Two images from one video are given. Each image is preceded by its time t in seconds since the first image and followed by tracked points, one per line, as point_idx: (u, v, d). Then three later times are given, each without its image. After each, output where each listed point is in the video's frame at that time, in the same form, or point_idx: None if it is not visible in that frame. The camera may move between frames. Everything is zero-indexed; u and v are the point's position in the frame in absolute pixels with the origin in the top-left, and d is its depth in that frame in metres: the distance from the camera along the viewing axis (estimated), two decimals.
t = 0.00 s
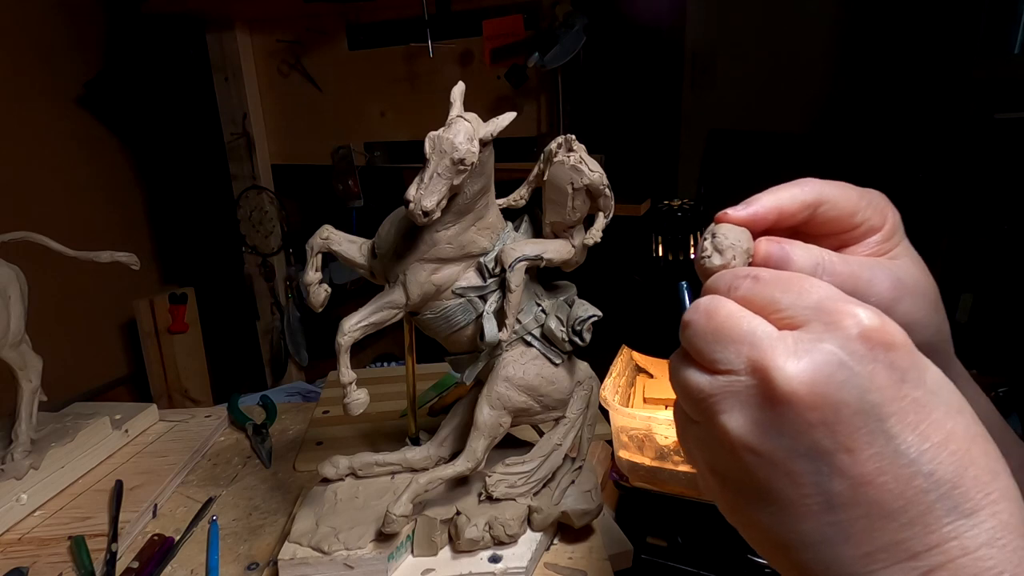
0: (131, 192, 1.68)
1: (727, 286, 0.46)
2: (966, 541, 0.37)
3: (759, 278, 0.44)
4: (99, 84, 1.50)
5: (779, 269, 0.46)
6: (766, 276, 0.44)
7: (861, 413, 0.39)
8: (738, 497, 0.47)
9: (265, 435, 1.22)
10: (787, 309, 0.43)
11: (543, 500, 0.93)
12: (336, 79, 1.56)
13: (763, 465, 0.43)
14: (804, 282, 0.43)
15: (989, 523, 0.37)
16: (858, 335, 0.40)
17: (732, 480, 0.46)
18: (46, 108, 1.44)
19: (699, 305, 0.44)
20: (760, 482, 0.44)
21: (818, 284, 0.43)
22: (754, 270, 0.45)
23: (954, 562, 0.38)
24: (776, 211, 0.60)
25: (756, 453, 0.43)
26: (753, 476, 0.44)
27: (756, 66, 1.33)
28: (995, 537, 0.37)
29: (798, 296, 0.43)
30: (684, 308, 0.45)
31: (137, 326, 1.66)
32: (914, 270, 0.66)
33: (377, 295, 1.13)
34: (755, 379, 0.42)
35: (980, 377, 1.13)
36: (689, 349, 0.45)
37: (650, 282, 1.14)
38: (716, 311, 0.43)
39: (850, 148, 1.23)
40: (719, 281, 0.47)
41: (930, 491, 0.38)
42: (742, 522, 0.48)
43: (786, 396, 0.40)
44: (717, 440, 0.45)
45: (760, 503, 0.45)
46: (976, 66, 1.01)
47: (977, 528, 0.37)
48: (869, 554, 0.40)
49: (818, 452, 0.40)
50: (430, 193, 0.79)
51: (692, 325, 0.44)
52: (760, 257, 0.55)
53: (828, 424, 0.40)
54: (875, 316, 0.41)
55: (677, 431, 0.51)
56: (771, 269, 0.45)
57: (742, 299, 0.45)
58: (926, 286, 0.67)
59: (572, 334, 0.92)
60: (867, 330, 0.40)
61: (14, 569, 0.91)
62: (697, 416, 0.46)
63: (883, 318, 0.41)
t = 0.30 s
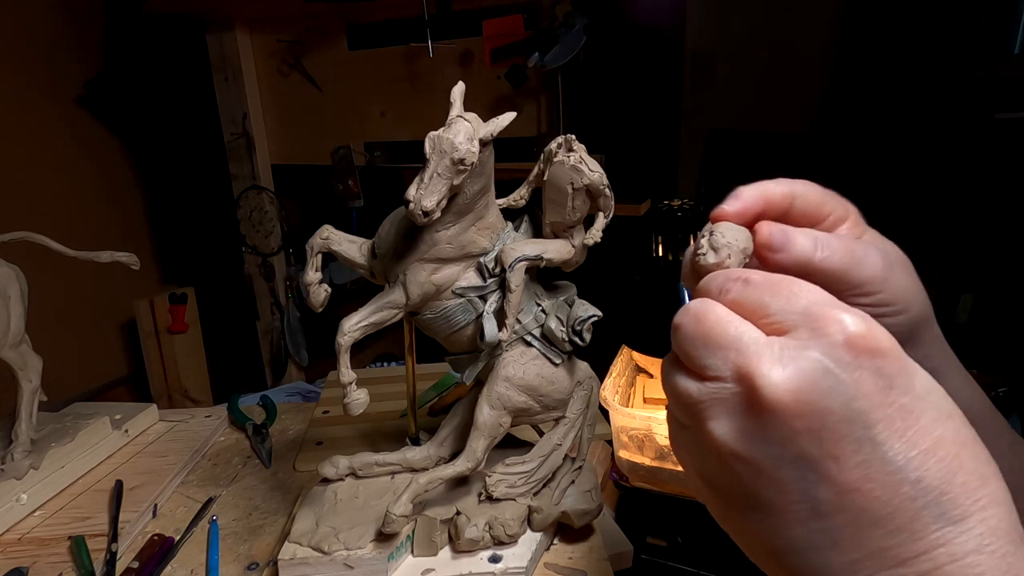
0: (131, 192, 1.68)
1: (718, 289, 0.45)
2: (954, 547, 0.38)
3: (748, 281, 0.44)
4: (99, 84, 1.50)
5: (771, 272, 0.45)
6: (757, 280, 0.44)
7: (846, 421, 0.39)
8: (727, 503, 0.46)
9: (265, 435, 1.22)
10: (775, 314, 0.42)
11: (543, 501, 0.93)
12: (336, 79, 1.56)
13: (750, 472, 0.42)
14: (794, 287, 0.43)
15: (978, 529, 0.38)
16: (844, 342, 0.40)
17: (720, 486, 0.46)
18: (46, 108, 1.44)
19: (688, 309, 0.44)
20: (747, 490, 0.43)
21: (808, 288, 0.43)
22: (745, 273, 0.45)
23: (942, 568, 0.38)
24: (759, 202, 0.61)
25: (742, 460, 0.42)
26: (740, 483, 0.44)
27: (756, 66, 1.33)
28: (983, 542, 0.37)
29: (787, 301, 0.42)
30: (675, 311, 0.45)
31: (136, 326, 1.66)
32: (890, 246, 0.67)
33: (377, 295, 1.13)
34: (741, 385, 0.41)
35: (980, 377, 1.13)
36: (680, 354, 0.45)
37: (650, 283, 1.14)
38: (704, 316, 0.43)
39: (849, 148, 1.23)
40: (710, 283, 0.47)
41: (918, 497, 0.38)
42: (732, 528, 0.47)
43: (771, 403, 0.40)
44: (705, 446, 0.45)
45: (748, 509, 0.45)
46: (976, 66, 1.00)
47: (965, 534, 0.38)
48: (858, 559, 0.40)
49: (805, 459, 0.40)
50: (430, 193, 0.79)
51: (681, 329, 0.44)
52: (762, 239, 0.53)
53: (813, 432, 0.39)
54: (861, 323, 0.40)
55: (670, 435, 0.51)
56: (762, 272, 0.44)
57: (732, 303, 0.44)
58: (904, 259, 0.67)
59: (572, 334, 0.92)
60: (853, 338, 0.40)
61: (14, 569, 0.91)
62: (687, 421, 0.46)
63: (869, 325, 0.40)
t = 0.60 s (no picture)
0: (131, 192, 1.68)
1: (721, 294, 0.45)
2: (950, 552, 0.38)
3: (752, 286, 0.44)
4: (99, 84, 1.50)
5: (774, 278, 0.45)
6: (761, 285, 0.44)
7: (852, 428, 0.38)
8: (728, 506, 0.46)
9: (265, 435, 1.22)
10: (780, 320, 0.42)
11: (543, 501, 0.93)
12: (336, 79, 1.56)
13: (754, 476, 0.42)
14: (798, 293, 0.43)
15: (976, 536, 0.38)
16: (850, 349, 0.40)
17: (722, 489, 0.46)
18: (46, 108, 1.44)
19: (693, 312, 0.44)
20: (751, 493, 0.43)
21: (812, 295, 0.43)
22: (748, 278, 0.45)
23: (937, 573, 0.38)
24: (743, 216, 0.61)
25: (746, 465, 0.42)
26: (743, 487, 0.43)
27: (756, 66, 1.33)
28: (978, 547, 0.38)
29: (792, 307, 0.42)
30: (678, 314, 0.45)
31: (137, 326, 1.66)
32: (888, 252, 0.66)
33: (377, 295, 1.13)
34: (747, 389, 0.41)
35: (981, 377, 1.13)
36: (684, 357, 0.45)
37: (650, 283, 1.14)
38: (709, 319, 0.43)
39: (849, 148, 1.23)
40: (713, 288, 0.46)
41: (917, 503, 0.38)
42: (732, 530, 0.47)
43: (777, 409, 0.40)
44: (708, 449, 0.45)
45: (750, 513, 0.44)
46: (976, 65, 1.00)
47: (962, 540, 0.38)
48: (856, 563, 0.41)
49: (808, 465, 0.40)
50: (430, 193, 0.79)
51: (686, 332, 0.44)
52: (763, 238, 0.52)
53: (819, 438, 0.39)
54: (867, 330, 0.40)
55: (669, 437, 0.51)
56: (766, 278, 0.44)
57: (736, 308, 0.44)
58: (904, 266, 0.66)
59: (572, 334, 0.92)
60: (859, 345, 0.40)
61: (14, 569, 0.91)
62: (689, 424, 0.46)
63: (875, 332, 0.40)
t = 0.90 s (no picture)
0: (131, 192, 1.68)
1: (719, 300, 0.45)
2: (945, 554, 0.38)
3: (749, 292, 0.44)
4: (99, 84, 1.50)
5: (771, 284, 0.45)
6: (758, 291, 0.44)
7: (847, 432, 0.38)
8: (727, 510, 0.46)
9: (265, 435, 1.22)
10: (777, 325, 0.42)
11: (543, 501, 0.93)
12: (336, 79, 1.56)
13: (751, 480, 0.42)
14: (795, 299, 0.43)
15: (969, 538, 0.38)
16: (846, 354, 0.39)
17: (721, 493, 0.46)
18: (46, 108, 1.44)
19: (690, 318, 0.44)
20: (749, 496, 0.43)
21: (808, 300, 0.43)
22: (745, 284, 0.45)
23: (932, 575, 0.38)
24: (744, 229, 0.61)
25: (744, 469, 0.42)
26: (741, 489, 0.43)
27: (756, 66, 1.33)
28: (971, 550, 0.37)
29: (788, 313, 0.42)
30: (676, 319, 0.45)
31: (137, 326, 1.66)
32: (881, 258, 0.67)
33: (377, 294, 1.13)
34: (744, 394, 0.41)
35: (981, 376, 1.14)
36: (681, 362, 0.45)
37: (650, 283, 1.14)
38: (706, 325, 0.43)
39: (849, 148, 1.23)
40: (711, 294, 0.46)
41: (909, 505, 0.38)
42: (732, 534, 0.47)
43: (774, 414, 0.40)
44: (707, 453, 0.45)
45: (748, 517, 0.45)
46: (976, 65, 1.00)
47: (956, 543, 0.38)
48: (852, 566, 0.41)
49: (804, 468, 0.40)
50: (430, 193, 0.79)
51: (683, 338, 0.44)
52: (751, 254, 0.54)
53: (814, 443, 0.39)
54: (863, 336, 0.40)
55: (668, 440, 0.51)
56: (763, 284, 0.44)
57: (733, 313, 0.44)
58: (897, 270, 0.68)
59: (572, 334, 0.92)
60: (855, 350, 0.39)
61: (14, 569, 0.91)
62: (688, 429, 0.46)
63: (872, 338, 0.40)
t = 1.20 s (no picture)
0: (131, 192, 1.68)
1: (717, 304, 0.45)
2: (942, 561, 0.38)
3: (747, 297, 0.44)
4: (99, 84, 1.50)
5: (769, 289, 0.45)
6: (756, 296, 0.44)
7: (844, 438, 0.38)
8: (725, 515, 0.46)
9: (265, 435, 1.22)
10: (774, 331, 0.42)
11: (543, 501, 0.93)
12: (336, 79, 1.56)
13: (749, 486, 0.42)
14: (792, 304, 0.43)
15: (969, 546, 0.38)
16: (843, 360, 0.39)
17: (719, 498, 0.46)
18: (46, 108, 1.44)
19: (689, 322, 0.44)
20: (745, 503, 0.43)
21: (805, 306, 0.43)
22: (743, 289, 0.45)
23: None
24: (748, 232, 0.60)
25: (742, 475, 0.42)
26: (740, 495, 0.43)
27: (756, 66, 1.33)
28: (970, 557, 0.37)
29: (785, 318, 0.42)
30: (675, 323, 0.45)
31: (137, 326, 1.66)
32: (878, 260, 0.67)
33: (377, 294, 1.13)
34: (742, 400, 0.41)
35: (981, 376, 1.14)
36: (679, 367, 0.45)
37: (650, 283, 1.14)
38: (704, 329, 0.43)
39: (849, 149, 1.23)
40: (709, 298, 0.46)
41: (907, 512, 0.38)
42: (730, 538, 0.47)
43: (771, 420, 0.39)
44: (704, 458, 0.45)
45: (746, 522, 0.45)
46: (977, 65, 1.00)
47: (954, 549, 0.38)
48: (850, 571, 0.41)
49: (802, 475, 0.40)
50: (429, 193, 0.79)
51: (682, 342, 0.44)
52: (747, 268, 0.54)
53: (812, 449, 0.39)
54: (859, 342, 0.40)
55: (666, 445, 0.51)
56: (761, 289, 0.44)
57: (731, 318, 0.44)
58: (895, 271, 0.67)
59: (572, 334, 0.92)
60: (851, 356, 0.39)
61: (14, 569, 0.91)
62: (686, 434, 0.46)
63: (868, 344, 0.40)
